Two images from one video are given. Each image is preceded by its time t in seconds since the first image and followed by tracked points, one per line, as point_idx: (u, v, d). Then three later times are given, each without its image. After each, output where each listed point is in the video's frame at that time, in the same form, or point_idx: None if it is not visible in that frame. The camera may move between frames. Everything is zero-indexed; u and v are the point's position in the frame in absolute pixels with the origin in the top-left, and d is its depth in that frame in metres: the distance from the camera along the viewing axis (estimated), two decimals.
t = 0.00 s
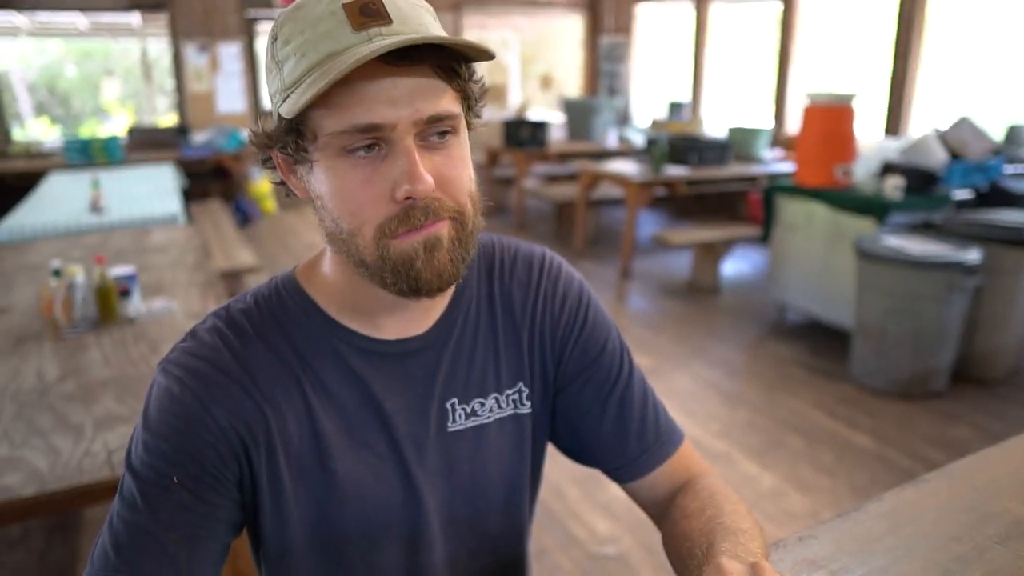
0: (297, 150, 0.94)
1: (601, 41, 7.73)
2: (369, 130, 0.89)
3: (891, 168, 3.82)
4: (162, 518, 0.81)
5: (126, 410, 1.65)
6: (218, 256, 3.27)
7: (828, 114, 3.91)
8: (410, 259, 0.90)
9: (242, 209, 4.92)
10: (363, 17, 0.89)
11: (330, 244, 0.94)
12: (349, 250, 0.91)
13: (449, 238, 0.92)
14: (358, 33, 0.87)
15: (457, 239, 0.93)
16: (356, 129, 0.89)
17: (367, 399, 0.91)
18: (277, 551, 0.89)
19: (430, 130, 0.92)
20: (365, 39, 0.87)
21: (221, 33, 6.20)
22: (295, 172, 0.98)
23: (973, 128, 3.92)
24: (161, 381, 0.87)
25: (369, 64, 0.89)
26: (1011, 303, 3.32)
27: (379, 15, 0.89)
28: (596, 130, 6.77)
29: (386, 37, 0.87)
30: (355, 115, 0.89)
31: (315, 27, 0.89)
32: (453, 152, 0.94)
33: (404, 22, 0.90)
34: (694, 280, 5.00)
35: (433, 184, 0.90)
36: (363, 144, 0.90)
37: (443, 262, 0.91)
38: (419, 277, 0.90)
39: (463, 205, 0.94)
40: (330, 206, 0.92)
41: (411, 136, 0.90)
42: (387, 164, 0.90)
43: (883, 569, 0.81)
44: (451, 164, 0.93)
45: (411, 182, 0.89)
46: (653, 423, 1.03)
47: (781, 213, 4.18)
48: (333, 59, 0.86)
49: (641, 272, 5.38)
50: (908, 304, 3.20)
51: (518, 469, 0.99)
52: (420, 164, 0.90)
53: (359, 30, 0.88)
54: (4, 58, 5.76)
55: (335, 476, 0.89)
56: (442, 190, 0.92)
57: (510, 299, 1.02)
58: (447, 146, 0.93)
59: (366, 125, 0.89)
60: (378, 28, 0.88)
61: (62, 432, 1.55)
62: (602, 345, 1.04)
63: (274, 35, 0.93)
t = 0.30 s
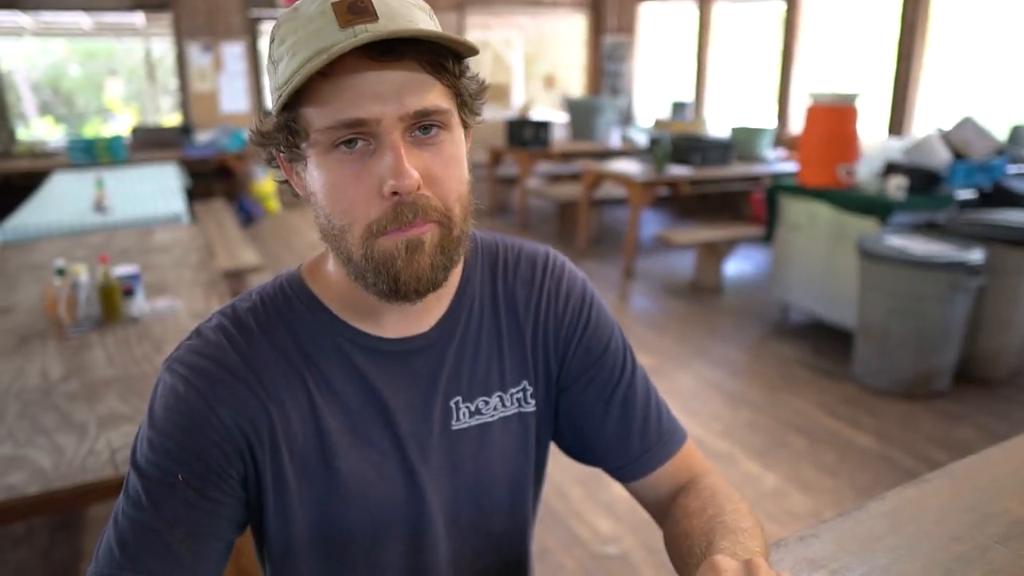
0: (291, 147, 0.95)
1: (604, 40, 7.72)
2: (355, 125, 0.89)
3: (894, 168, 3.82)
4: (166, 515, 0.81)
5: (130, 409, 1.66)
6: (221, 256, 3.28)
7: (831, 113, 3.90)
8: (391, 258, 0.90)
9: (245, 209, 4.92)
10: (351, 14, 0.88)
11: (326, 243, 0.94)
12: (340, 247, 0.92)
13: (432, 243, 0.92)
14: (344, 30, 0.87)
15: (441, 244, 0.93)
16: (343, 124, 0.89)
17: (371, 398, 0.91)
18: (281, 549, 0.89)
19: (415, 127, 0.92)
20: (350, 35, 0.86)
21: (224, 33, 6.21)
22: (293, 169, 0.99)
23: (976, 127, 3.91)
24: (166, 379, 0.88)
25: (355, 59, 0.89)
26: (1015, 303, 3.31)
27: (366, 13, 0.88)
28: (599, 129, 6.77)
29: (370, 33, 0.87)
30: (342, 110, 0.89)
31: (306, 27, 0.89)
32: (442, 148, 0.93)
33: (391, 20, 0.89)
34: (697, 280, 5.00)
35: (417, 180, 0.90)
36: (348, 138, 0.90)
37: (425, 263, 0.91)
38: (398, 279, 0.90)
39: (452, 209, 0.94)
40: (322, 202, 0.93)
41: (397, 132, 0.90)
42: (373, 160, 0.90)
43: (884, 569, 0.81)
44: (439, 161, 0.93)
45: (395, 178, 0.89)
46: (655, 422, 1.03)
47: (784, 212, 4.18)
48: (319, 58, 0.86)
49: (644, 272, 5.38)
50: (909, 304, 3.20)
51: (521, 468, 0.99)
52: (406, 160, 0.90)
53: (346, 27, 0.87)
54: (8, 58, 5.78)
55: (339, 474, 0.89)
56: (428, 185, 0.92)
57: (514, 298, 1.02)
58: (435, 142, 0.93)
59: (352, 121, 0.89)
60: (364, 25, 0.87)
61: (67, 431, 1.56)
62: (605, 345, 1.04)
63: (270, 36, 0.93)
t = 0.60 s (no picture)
0: (280, 149, 0.96)
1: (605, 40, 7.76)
2: (339, 126, 0.90)
3: (894, 168, 3.83)
4: (165, 513, 0.82)
5: (131, 408, 1.67)
6: (222, 256, 3.29)
7: (831, 114, 3.91)
8: (378, 253, 0.90)
9: (246, 209, 4.94)
10: (335, 19, 0.88)
11: (317, 243, 0.95)
12: (328, 245, 0.92)
13: (421, 232, 0.92)
14: (329, 35, 0.87)
15: (433, 234, 0.94)
16: (327, 125, 0.90)
17: (366, 397, 0.92)
18: (278, 546, 0.91)
19: (399, 127, 0.93)
20: (334, 39, 0.87)
21: (225, 33, 6.22)
22: (284, 172, 1.00)
23: (976, 127, 3.92)
24: (165, 379, 0.89)
25: (337, 61, 0.90)
26: (1013, 303, 3.32)
27: (351, 17, 0.89)
28: (599, 129, 6.79)
29: (355, 37, 0.87)
30: (327, 112, 0.90)
31: (293, 33, 0.89)
32: (427, 148, 0.94)
33: (375, 23, 0.89)
34: (696, 280, 5.01)
35: (401, 178, 0.90)
36: (333, 138, 0.91)
37: (415, 255, 0.92)
38: (385, 272, 0.91)
39: (438, 200, 0.95)
40: (312, 202, 0.94)
41: (381, 132, 0.91)
42: (358, 160, 0.91)
43: (873, 567, 0.82)
44: (424, 160, 0.94)
45: (379, 177, 0.89)
46: (647, 422, 1.04)
47: (784, 213, 4.19)
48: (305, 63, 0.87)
49: (644, 272, 5.39)
50: (906, 304, 3.21)
51: (515, 466, 1.00)
52: (390, 160, 0.91)
53: (330, 33, 0.87)
54: (10, 58, 5.80)
55: (335, 473, 0.90)
56: (412, 184, 0.92)
57: (507, 299, 1.03)
58: (419, 142, 0.94)
59: (336, 122, 0.90)
60: (348, 29, 0.88)
61: (68, 430, 1.58)
62: (598, 346, 1.05)
63: (260, 43, 0.94)
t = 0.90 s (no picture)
0: (284, 150, 0.97)
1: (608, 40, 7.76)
2: (340, 127, 0.91)
3: (895, 169, 3.85)
4: (171, 509, 0.83)
5: (134, 407, 1.68)
6: (224, 256, 3.30)
7: (831, 115, 3.93)
8: (380, 265, 0.92)
9: (249, 209, 4.96)
10: (337, 22, 0.89)
11: (321, 244, 0.96)
12: (333, 246, 0.94)
13: (419, 250, 0.94)
14: (330, 38, 0.88)
15: (428, 250, 0.94)
16: (329, 126, 0.91)
17: (368, 396, 0.93)
18: (281, 543, 0.91)
19: (400, 127, 0.94)
20: (336, 41, 0.88)
21: (228, 33, 6.23)
22: (288, 173, 1.01)
23: (978, 128, 3.92)
24: (171, 378, 0.90)
25: (339, 63, 0.91)
26: (1014, 304, 3.33)
27: (352, 20, 0.90)
28: (601, 130, 6.79)
29: (356, 39, 0.88)
30: (329, 113, 0.91)
31: (295, 35, 0.90)
32: (427, 149, 0.95)
33: (375, 25, 0.90)
34: (698, 280, 5.02)
35: (401, 179, 0.91)
36: (336, 139, 0.92)
37: (410, 271, 0.93)
38: (387, 284, 0.92)
39: (435, 204, 0.96)
40: (315, 203, 0.95)
41: (382, 133, 0.92)
42: (359, 161, 0.92)
43: (871, 566, 0.82)
44: (424, 161, 0.94)
45: (380, 177, 0.90)
46: (646, 421, 1.05)
47: (786, 213, 4.20)
48: (307, 65, 0.88)
49: (646, 272, 5.39)
50: (907, 304, 3.21)
51: (516, 466, 1.01)
52: (391, 161, 0.92)
53: (332, 35, 0.88)
54: (13, 59, 5.83)
55: (337, 471, 0.91)
56: (411, 185, 0.93)
57: (508, 300, 1.03)
58: (419, 143, 0.95)
59: (338, 123, 0.91)
60: (349, 31, 0.89)
61: (71, 428, 1.59)
62: (597, 346, 1.06)
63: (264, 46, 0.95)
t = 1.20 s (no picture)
0: (299, 149, 0.98)
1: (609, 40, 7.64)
2: (359, 128, 0.92)
3: (899, 170, 3.87)
4: (188, 501, 0.84)
5: (141, 405, 1.69)
6: (229, 255, 3.31)
7: (833, 115, 3.93)
8: (393, 251, 0.92)
9: (252, 209, 4.96)
10: (355, 25, 0.91)
11: (332, 241, 0.97)
12: (344, 242, 0.94)
13: (436, 233, 0.94)
14: (349, 40, 0.89)
15: (445, 236, 0.95)
16: (348, 127, 0.92)
17: (379, 393, 0.94)
18: (294, 537, 0.93)
19: (417, 129, 0.95)
20: (355, 44, 0.89)
21: (231, 33, 6.26)
22: (302, 172, 1.02)
23: (981, 128, 3.93)
24: (185, 374, 0.91)
25: (358, 66, 0.92)
26: (1017, 304, 3.33)
27: (370, 23, 0.91)
28: (604, 130, 6.81)
29: (375, 42, 0.89)
30: (347, 115, 0.92)
31: (313, 37, 0.91)
32: (443, 151, 0.96)
33: (393, 29, 0.91)
34: (701, 280, 5.03)
35: (419, 180, 0.92)
36: (354, 140, 0.93)
37: (425, 256, 0.94)
38: (401, 269, 0.93)
39: (453, 201, 0.97)
40: (330, 202, 0.96)
41: (400, 134, 0.93)
42: (376, 162, 0.93)
43: (875, 562, 0.83)
44: (441, 162, 0.96)
45: (397, 178, 0.91)
46: (653, 417, 1.06)
47: (788, 213, 4.22)
48: (325, 67, 0.89)
49: (649, 272, 5.40)
50: (910, 304, 3.22)
51: (524, 461, 1.02)
52: (408, 161, 0.93)
53: (351, 38, 0.90)
54: (17, 58, 5.86)
55: (349, 466, 0.92)
56: (428, 184, 0.94)
57: (516, 299, 1.04)
58: (436, 145, 0.96)
59: (356, 124, 0.92)
60: (368, 34, 0.90)
61: (80, 426, 1.60)
62: (605, 344, 1.07)
63: (281, 47, 0.96)
